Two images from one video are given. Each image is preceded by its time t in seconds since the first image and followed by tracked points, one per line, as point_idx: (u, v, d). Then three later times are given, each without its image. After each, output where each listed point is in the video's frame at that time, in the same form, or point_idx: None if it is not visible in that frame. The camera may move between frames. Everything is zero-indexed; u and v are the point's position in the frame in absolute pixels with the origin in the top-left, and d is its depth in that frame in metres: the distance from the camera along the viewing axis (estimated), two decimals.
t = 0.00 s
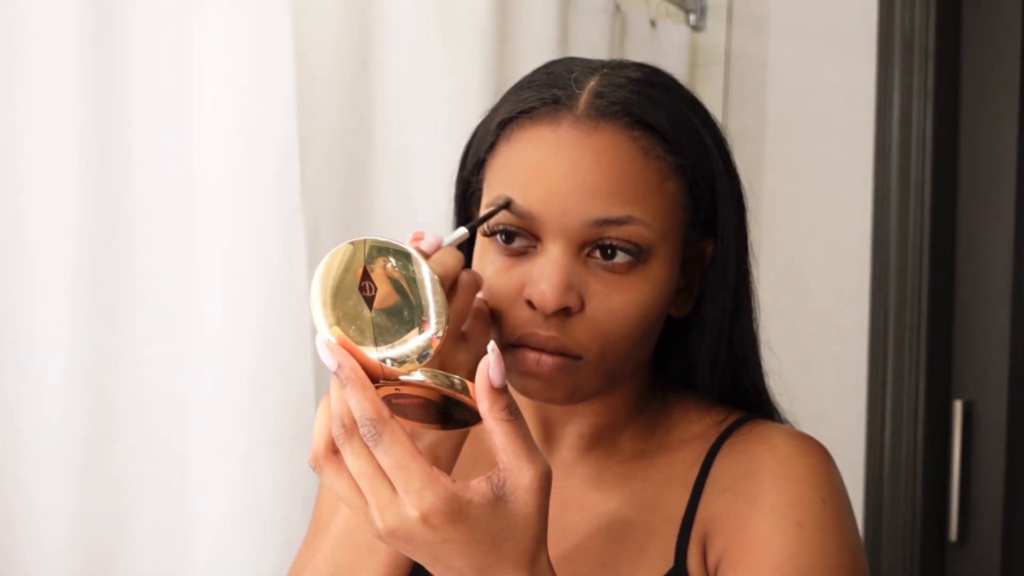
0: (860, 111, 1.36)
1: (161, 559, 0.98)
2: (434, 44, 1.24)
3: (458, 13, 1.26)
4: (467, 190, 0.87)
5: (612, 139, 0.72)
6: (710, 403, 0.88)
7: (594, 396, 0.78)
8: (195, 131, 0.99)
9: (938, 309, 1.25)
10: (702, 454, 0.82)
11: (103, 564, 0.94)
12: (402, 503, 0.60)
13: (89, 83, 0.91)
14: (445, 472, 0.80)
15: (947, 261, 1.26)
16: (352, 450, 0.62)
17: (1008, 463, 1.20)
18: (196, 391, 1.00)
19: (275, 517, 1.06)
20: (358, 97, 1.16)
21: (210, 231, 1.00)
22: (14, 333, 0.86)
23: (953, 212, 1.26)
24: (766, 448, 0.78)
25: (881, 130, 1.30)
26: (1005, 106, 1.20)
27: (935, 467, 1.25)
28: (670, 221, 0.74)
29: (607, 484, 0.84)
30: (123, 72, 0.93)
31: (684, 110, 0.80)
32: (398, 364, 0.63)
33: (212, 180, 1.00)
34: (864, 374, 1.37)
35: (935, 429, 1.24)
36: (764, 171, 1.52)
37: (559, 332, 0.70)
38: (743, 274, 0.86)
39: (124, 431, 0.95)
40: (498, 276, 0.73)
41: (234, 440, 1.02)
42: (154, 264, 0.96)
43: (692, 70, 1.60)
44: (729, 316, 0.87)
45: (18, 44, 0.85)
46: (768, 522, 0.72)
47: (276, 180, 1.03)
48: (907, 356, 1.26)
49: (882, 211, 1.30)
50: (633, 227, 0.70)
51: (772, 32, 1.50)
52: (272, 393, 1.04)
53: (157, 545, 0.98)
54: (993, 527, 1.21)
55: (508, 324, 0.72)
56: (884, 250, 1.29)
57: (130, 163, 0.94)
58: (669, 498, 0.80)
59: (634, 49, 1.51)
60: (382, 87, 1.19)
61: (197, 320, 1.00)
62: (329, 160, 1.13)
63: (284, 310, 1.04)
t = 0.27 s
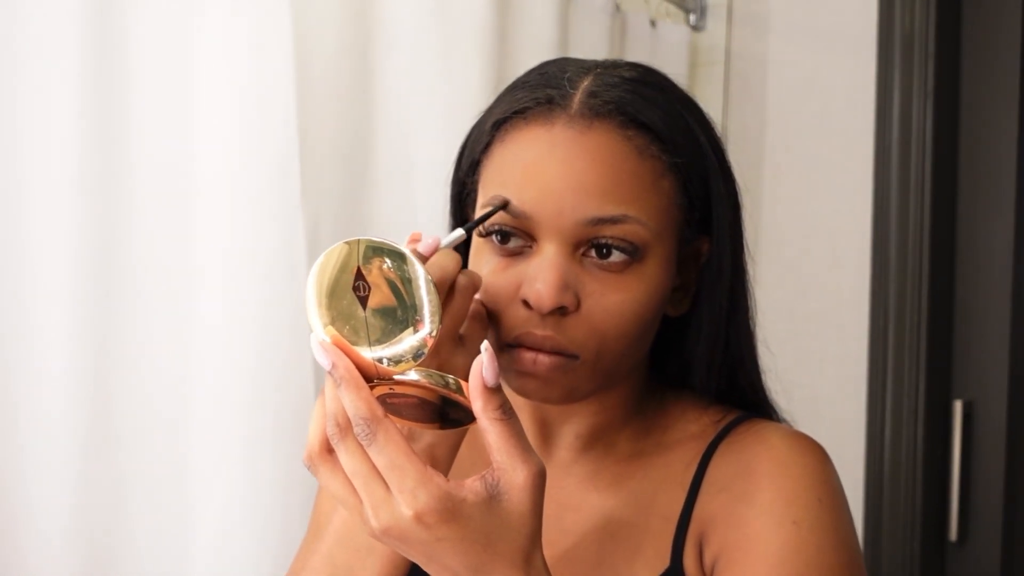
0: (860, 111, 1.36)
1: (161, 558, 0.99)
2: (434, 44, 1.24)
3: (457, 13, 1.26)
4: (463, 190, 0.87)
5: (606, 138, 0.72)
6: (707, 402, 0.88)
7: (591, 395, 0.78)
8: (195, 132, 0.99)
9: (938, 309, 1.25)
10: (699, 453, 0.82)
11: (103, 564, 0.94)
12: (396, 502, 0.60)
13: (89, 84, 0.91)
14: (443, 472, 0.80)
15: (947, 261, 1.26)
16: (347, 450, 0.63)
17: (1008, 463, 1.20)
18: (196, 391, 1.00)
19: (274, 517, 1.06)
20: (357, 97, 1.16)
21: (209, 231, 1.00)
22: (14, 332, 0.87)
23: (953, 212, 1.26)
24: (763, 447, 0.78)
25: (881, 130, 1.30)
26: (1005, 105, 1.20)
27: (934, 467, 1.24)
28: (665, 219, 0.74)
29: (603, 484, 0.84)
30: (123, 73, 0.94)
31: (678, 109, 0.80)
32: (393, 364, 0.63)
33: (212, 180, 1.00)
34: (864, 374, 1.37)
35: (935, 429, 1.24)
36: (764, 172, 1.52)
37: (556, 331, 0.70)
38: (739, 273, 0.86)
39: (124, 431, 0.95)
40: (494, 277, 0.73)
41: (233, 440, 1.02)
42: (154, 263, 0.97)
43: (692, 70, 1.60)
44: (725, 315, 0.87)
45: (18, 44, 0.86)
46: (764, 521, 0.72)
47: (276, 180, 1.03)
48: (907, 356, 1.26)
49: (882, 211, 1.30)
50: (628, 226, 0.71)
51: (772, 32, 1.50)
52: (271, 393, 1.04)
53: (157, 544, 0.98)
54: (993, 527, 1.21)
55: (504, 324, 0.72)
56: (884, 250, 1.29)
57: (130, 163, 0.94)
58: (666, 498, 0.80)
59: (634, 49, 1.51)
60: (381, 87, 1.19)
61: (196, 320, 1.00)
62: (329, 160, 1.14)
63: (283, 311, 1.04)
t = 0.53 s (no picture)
0: (860, 111, 1.36)
1: (162, 558, 0.99)
2: (434, 44, 1.24)
3: (457, 13, 1.27)
4: (460, 191, 0.87)
5: (603, 139, 0.72)
6: (705, 402, 0.88)
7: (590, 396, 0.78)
8: (195, 132, 0.99)
9: (938, 309, 1.25)
10: (697, 453, 0.82)
11: (103, 564, 0.94)
12: (395, 502, 0.61)
13: (90, 84, 0.91)
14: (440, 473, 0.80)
15: (947, 261, 1.26)
16: (345, 450, 0.63)
17: (1008, 463, 1.20)
18: (196, 391, 1.00)
19: (275, 517, 1.06)
20: (357, 98, 1.16)
21: (209, 231, 1.00)
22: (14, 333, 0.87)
23: (953, 211, 1.26)
24: (762, 447, 0.78)
25: (881, 130, 1.30)
26: (1005, 105, 1.20)
27: (934, 467, 1.24)
28: (663, 219, 0.74)
29: (602, 483, 0.84)
30: (123, 73, 0.94)
31: (675, 109, 0.80)
32: (391, 364, 0.63)
33: (212, 181, 1.00)
34: (864, 374, 1.37)
35: (935, 429, 1.24)
36: (763, 172, 1.52)
37: (554, 332, 0.70)
38: (737, 273, 0.87)
39: (124, 431, 0.95)
40: (492, 277, 0.73)
41: (234, 441, 1.02)
42: (154, 263, 0.97)
43: (692, 70, 1.59)
44: (723, 315, 0.87)
45: (18, 45, 0.86)
46: (763, 520, 0.73)
47: (276, 180, 1.03)
48: (907, 356, 1.26)
49: (882, 211, 1.30)
50: (625, 227, 0.71)
51: (772, 32, 1.50)
52: (272, 393, 1.04)
53: (157, 544, 0.98)
54: (993, 527, 1.21)
55: (503, 325, 0.72)
56: (884, 250, 1.29)
57: (130, 163, 0.95)
58: (665, 497, 0.80)
59: (634, 49, 1.51)
60: (381, 87, 1.19)
61: (196, 321, 1.00)
62: (329, 160, 1.14)
63: (283, 311, 1.05)
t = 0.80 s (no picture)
0: (860, 110, 1.36)
1: (162, 558, 0.99)
2: (434, 44, 1.24)
3: (457, 12, 1.27)
4: (459, 191, 0.87)
5: (602, 139, 0.72)
6: (705, 402, 0.88)
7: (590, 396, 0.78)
8: (195, 132, 0.99)
9: (938, 309, 1.25)
10: (697, 453, 0.82)
11: (103, 564, 0.94)
12: (395, 503, 0.61)
13: (90, 84, 0.91)
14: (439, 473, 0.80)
15: (947, 261, 1.26)
16: (345, 451, 0.63)
17: (1007, 463, 1.19)
18: (196, 391, 1.00)
19: (275, 517, 1.06)
20: (357, 98, 1.16)
21: (209, 231, 1.00)
22: (14, 333, 0.87)
23: (953, 212, 1.26)
24: (762, 447, 0.78)
25: (881, 130, 1.30)
26: (1005, 105, 1.20)
27: (934, 467, 1.24)
28: (662, 219, 0.74)
29: (602, 483, 0.84)
30: (123, 74, 0.94)
31: (674, 109, 0.80)
32: (391, 365, 0.63)
33: (212, 181, 1.00)
34: (864, 374, 1.37)
35: (935, 429, 1.24)
36: (764, 172, 1.52)
37: (553, 332, 0.70)
38: (736, 273, 0.87)
39: (124, 431, 0.95)
40: (492, 278, 0.73)
41: (234, 441, 1.02)
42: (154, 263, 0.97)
43: (692, 70, 1.60)
44: (723, 314, 0.87)
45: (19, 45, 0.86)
46: (763, 519, 0.73)
47: (276, 180, 1.03)
48: (907, 356, 1.26)
49: (882, 211, 1.30)
50: (624, 227, 0.71)
51: (772, 32, 1.50)
52: (272, 393, 1.04)
53: (157, 545, 0.98)
54: (993, 528, 1.21)
55: (502, 326, 0.72)
56: (884, 250, 1.29)
57: (130, 162, 0.95)
58: (664, 498, 0.80)
59: (634, 49, 1.51)
60: (381, 87, 1.20)
61: (196, 321, 1.00)
62: (329, 160, 1.14)
63: (283, 311, 1.05)
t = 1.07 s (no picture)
0: (860, 111, 1.36)
1: (162, 558, 0.99)
2: (434, 44, 1.24)
3: (457, 13, 1.27)
4: (459, 191, 0.87)
5: (602, 139, 0.72)
6: (705, 402, 0.88)
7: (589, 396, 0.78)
8: (195, 132, 0.99)
9: (938, 308, 1.25)
10: (697, 452, 0.82)
11: (103, 564, 0.94)
12: (395, 501, 0.61)
13: (90, 83, 0.91)
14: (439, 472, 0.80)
15: (947, 261, 1.26)
16: (346, 449, 0.63)
17: (1007, 463, 1.19)
18: (196, 391, 1.00)
19: (275, 516, 1.06)
20: (358, 99, 1.16)
21: (208, 231, 1.00)
22: (14, 333, 0.87)
23: (953, 212, 1.26)
24: (762, 446, 0.78)
25: (881, 130, 1.30)
26: (1005, 105, 1.20)
27: (935, 466, 1.24)
28: (662, 219, 0.74)
29: (602, 482, 0.84)
30: (123, 73, 0.94)
31: (674, 109, 0.80)
32: (392, 363, 0.63)
33: (211, 181, 1.00)
34: (864, 373, 1.37)
35: (935, 429, 1.24)
36: (763, 172, 1.52)
37: (553, 331, 0.70)
38: (736, 273, 0.87)
39: (125, 431, 0.95)
40: (492, 277, 0.73)
41: (234, 441, 1.02)
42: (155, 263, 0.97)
43: (692, 70, 1.60)
44: (722, 314, 0.87)
45: (19, 45, 0.86)
46: (763, 519, 0.73)
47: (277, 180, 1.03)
48: (907, 356, 1.26)
49: (882, 211, 1.30)
50: (624, 227, 0.71)
51: (772, 32, 1.50)
52: (273, 393, 1.05)
53: (158, 544, 0.98)
54: (993, 527, 1.21)
55: (502, 325, 0.72)
56: (884, 250, 1.29)
57: (130, 162, 0.95)
58: (664, 497, 0.80)
59: (634, 49, 1.51)
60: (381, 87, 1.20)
61: (197, 320, 1.00)
62: (329, 160, 1.14)
63: (283, 311, 1.05)
